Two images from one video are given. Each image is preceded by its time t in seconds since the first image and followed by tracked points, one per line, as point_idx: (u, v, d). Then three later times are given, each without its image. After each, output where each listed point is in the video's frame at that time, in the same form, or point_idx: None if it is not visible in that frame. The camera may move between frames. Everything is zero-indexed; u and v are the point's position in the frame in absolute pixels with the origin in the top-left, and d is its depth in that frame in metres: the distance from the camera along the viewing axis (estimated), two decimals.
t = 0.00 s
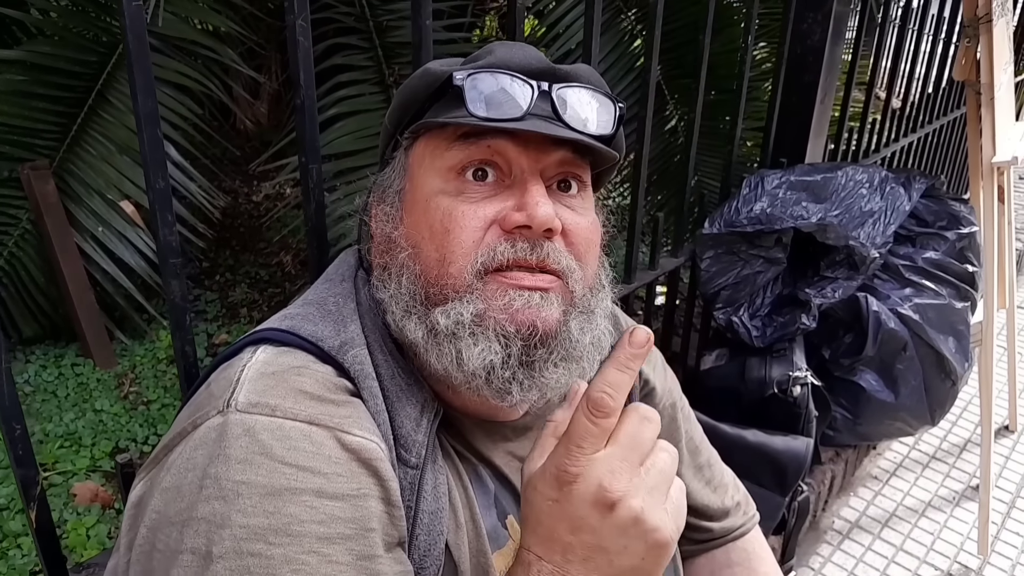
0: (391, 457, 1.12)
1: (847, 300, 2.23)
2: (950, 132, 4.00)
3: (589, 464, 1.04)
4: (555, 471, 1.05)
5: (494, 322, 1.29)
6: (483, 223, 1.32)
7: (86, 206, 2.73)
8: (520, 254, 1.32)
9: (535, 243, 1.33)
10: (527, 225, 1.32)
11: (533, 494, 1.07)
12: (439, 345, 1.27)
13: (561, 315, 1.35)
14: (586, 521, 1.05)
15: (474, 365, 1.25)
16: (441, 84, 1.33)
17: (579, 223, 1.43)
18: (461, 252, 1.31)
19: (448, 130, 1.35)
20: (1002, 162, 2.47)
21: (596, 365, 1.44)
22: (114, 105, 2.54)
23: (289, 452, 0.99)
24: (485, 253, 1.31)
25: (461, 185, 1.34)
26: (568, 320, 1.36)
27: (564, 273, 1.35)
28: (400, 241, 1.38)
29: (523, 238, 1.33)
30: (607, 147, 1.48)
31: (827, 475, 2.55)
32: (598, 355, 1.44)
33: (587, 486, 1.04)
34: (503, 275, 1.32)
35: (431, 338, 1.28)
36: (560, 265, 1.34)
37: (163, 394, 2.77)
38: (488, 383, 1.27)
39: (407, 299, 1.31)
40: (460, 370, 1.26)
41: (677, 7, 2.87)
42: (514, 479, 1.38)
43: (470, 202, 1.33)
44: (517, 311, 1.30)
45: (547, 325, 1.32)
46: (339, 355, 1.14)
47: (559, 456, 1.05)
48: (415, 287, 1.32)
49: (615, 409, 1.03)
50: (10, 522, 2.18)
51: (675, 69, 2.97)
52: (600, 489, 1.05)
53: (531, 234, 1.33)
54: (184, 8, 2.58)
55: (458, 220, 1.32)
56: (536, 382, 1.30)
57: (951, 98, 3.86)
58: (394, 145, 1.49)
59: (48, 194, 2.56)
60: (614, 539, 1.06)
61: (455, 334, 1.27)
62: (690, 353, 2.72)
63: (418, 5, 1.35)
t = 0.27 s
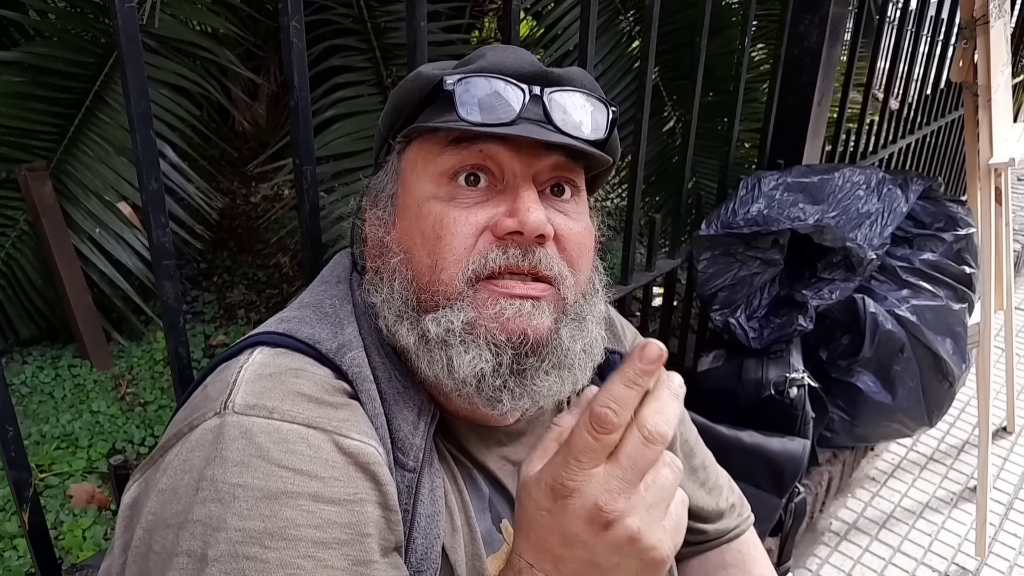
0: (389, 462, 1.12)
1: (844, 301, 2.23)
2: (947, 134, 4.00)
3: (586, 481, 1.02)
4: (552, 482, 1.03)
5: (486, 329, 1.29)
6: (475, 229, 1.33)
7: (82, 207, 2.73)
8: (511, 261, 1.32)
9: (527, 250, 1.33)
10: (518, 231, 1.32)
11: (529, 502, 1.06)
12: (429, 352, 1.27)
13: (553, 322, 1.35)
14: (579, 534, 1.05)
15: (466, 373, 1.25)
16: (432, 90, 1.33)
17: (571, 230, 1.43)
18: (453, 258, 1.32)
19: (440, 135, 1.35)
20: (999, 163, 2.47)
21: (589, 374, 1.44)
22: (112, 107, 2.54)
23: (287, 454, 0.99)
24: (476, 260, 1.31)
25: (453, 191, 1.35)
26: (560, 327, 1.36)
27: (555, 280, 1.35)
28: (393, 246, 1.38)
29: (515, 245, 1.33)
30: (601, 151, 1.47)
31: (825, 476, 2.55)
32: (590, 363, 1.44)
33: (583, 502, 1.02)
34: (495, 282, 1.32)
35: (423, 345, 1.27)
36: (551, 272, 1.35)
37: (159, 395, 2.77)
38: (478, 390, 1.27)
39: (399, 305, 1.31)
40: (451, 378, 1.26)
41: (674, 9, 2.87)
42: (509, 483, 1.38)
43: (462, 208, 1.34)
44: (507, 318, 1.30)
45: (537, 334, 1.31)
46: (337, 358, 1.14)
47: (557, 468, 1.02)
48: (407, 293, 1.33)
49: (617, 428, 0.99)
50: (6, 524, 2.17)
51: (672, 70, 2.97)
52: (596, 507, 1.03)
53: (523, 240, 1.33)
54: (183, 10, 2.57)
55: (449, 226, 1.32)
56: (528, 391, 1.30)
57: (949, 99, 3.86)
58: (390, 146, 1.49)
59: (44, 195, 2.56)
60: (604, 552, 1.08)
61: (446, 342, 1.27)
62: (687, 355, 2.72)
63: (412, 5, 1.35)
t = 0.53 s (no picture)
0: (380, 468, 1.12)
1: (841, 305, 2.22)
2: (945, 137, 4.01)
3: (580, 487, 1.02)
4: (545, 488, 1.03)
5: (481, 343, 1.30)
6: (472, 238, 1.32)
7: (81, 211, 2.71)
8: (507, 270, 1.31)
9: (522, 258, 1.32)
10: (514, 239, 1.32)
11: (521, 508, 1.06)
12: (425, 363, 1.26)
13: (545, 334, 1.36)
14: (575, 540, 1.05)
15: (459, 386, 1.26)
16: (427, 96, 1.34)
17: (565, 238, 1.43)
18: (450, 268, 1.31)
19: (436, 141, 1.35)
20: (996, 166, 2.47)
21: (579, 384, 1.45)
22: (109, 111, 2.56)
23: (279, 460, 0.99)
24: (473, 270, 1.31)
25: (449, 198, 1.34)
26: (552, 340, 1.37)
27: (551, 291, 1.35)
28: (388, 254, 1.38)
29: (512, 254, 1.32)
30: (595, 158, 1.47)
31: (822, 479, 2.54)
32: (581, 373, 1.45)
33: (577, 508, 1.02)
34: (493, 294, 1.32)
35: (418, 356, 1.27)
36: (547, 283, 1.34)
37: (156, 399, 2.77)
38: (471, 403, 1.28)
39: (394, 313, 1.31)
40: (444, 391, 1.26)
41: (671, 12, 2.87)
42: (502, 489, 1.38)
43: (458, 216, 1.33)
44: (502, 333, 1.31)
45: (529, 349, 1.32)
46: (330, 364, 1.14)
47: (550, 474, 1.02)
48: (402, 301, 1.32)
49: (610, 432, 0.98)
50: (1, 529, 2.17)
51: (669, 74, 2.97)
52: (591, 512, 1.03)
53: (519, 249, 1.32)
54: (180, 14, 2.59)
55: (446, 235, 1.32)
56: (519, 406, 1.31)
57: (946, 102, 3.86)
58: (384, 152, 1.49)
59: (42, 199, 2.56)
60: (600, 557, 1.08)
61: (442, 354, 1.27)
62: (684, 358, 2.72)
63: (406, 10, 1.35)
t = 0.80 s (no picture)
0: (378, 469, 1.11)
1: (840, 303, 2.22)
2: (945, 134, 4.00)
3: (597, 492, 0.97)
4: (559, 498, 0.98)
5: (473, 342, 1.30)
6: (464, 238, 1.32)
7: (78, 210, 2.70)
8: (500, 270, 1.31)
9: (515, 259, 1.32)
10: (507, 240, 1.31)
11: (530, 519, 1.01)
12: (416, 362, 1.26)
13: (538, 333, 1.35)
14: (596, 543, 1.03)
15: (450, 385, 1.25)
16: (422, 95, 1.33)
17: (560, 238, 1.42)
18: (442, 268, 1.31)
19: (429, 141, 1.35)
20: (996, 164, 2.46)
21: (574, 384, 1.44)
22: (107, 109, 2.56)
23: (275, 461, 0.98)
24: (465, 269, 1.31)
25: (442, 198, 1.34)
26: (544, 339, 1.37)
27: (544, 291, 1.34)
28: (382, 253, 1.38)
29: (504, 255, 1.32)
30: (593, 158, 1.47)
31: (821, 478, 2.54)
32: (576, 374, 1.44)
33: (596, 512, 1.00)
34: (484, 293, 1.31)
35: (410, 355, 1.27)
36: (540, 282, 1.34)
37: (154, 398, 2.76)
38: (463, 402, 1.27)
39: (386, 312, 1.30)
40: (435, 391, 1.25)
41: (669, 10, 2.86)
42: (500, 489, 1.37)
43: (451, 216, 1.33)
44: (494, 331, 1.30)
45: (521, 347, 1.32)
46: (325, 364, 1.13)
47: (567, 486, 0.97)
48: (395, 300, 1.32)
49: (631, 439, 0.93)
50: None
51: (668, 72, 2.96)
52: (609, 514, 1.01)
53: (512, 249, 1.31)
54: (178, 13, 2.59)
55: (438, 234, 1.32)
56: (512, 405, 1.31)
57: (946, 100, 3.85)
58: (381, 151, 1.48)
59: (39, 198, 2.53)
60: (617, 554, 1.06)
61: (432, 352, 1.27)
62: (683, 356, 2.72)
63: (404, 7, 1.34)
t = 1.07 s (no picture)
0: (385, 470, 1.11)
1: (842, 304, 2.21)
2: (946, 136, 4.00)
3: (609, 490, 0.99)
4: (573, 500, 0.99)
5: (476, 341, 1.29)
6: (468, 240, 1.32)
7: (79, 209, 2.70)
8: (504, 272, 1.31)
9: (519, 262, 1.32)
10: (511, 242, 1.31)
11: (542, 523, 1.01)
12: (420, 363, 1.25)
13: (544, 335, 1.35)
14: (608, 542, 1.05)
15: (454, 386, 1.25)
16: (429, 98, 1.34)
17: (566, 242, 1.41)
18: (446, 270, 1.31)
19: (434, 143, 1.35)
20: (998, 166, 2.46)
21: (580, 387, 1.43)
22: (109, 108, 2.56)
23: (282, 462, 0.98)
24: (469, 271, 1.31)
25: (446, 199, 1.34)
26: (550, 341, 1.36)
27: (549, 294, 1.34)
28: (387, 255, 1.38)
29: (508, 257, 1.32)
30: (598, 163, 1.47)
31: (823, 479, 2.54)
32: (582, 376, 1.43)
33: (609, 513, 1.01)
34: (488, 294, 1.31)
35: (414, 356, 1.26)
36: (544, 285, 1.34)
37: (155, 398, 2.76)
38: (467, 403, 1.27)
39: (391, 313, 1.30)
40: (439, 391, 1.25)
41: (671, 11, 2.86)
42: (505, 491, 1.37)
43: (455, 218, 1.33)
44: (498, 331, 1.30)
45: (528, 346, 1.31)
46: (331, 366, 1.13)
47: (580, 488, 0.98)
48: (399, 301, 1.32)
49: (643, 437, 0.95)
50: None
51: (669, 73, 2.96)
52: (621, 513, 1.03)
53: (516, 251, 1.31)
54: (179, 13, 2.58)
55: (442, 236, 1.32)
56: (516, 406, 1.31)
57: (948, 101, 3.86)
58: (386, 152, 1.48)
59: (41, 197, 2.53)
60: (629, 554, 1.08)
61: (436, 353, 1.27)
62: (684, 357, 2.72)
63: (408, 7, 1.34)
